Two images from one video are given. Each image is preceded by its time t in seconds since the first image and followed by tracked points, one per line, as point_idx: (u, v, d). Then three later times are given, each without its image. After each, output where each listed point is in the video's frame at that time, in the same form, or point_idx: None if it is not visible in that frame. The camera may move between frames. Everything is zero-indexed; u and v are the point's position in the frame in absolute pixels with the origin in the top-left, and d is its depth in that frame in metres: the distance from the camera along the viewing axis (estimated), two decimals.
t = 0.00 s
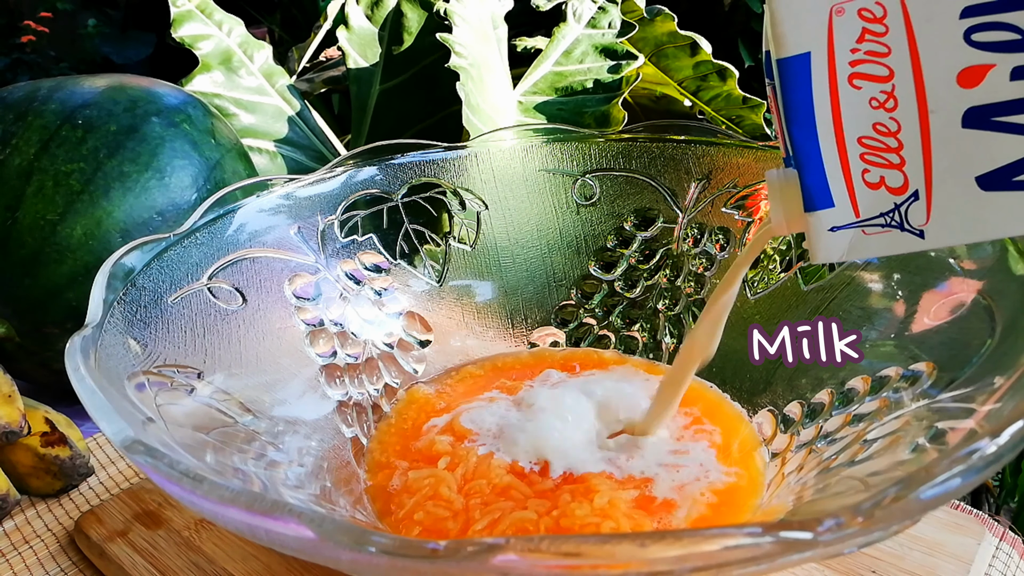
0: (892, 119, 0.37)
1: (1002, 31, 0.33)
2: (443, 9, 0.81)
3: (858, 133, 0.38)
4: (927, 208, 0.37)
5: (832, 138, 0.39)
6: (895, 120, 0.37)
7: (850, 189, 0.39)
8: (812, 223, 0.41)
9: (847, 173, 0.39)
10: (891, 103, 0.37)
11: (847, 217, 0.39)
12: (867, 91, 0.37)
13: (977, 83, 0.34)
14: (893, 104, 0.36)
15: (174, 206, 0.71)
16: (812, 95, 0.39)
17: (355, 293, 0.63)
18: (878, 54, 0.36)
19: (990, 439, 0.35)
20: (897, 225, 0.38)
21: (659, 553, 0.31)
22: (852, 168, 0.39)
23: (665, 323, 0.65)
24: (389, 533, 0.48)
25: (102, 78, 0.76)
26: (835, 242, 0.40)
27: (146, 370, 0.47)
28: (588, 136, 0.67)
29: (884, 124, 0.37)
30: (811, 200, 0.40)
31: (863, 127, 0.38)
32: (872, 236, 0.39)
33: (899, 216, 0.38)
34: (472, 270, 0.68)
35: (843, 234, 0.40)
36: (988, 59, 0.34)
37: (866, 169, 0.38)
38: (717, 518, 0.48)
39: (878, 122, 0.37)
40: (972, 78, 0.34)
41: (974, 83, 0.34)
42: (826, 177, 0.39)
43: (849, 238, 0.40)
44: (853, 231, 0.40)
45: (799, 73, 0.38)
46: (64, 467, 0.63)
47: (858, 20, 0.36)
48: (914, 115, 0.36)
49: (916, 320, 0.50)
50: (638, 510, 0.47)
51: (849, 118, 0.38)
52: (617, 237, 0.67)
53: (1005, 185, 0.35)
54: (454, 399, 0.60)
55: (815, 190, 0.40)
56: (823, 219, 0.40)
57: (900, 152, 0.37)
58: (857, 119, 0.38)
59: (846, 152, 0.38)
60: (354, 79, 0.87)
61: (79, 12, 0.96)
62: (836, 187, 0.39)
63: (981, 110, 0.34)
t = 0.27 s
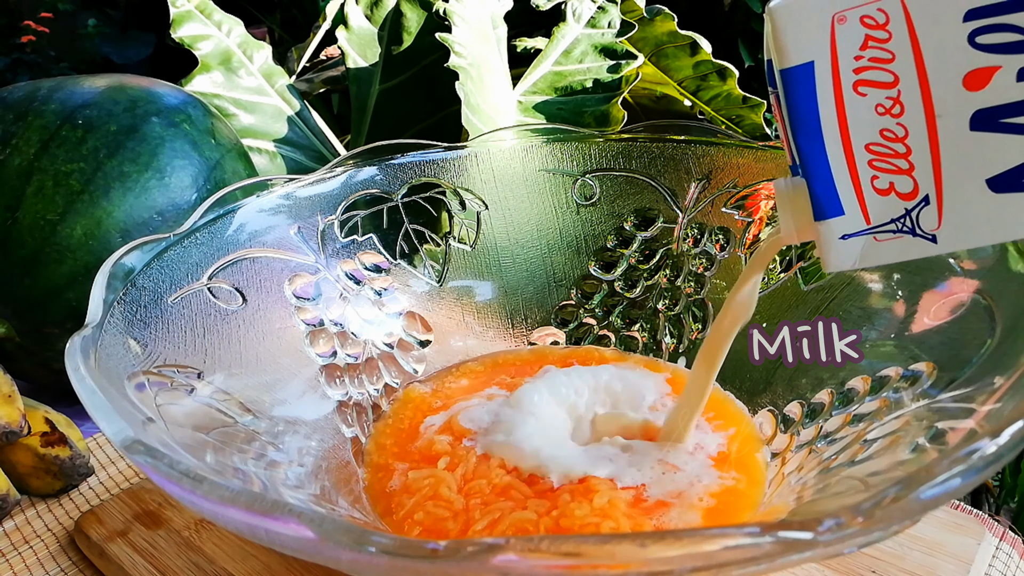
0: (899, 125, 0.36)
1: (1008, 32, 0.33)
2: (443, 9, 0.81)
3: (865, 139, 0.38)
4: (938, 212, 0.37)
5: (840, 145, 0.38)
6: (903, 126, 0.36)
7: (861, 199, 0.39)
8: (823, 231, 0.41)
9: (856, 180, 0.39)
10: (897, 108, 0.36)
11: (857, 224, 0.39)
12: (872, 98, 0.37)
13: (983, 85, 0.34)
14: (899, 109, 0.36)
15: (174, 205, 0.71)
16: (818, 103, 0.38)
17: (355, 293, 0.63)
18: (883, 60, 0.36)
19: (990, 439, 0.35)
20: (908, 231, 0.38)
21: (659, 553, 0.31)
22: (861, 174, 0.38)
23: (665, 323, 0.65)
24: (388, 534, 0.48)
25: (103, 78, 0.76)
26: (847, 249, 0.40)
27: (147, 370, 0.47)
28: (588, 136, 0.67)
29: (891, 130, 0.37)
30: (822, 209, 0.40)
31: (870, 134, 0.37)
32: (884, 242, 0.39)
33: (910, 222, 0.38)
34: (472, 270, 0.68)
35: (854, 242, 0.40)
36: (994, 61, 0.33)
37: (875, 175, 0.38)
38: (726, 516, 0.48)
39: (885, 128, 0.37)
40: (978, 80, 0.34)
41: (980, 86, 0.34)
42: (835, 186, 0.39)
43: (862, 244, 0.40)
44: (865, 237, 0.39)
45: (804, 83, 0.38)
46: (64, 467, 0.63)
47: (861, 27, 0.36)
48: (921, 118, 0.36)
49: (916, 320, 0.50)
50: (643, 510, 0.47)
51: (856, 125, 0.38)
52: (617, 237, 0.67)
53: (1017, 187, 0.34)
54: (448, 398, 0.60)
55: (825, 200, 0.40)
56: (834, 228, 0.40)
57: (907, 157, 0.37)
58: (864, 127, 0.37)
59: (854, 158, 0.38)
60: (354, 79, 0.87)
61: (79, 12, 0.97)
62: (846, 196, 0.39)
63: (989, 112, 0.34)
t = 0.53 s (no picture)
0: (894, 142, 0.36)
1: (999, 44, 0.32)
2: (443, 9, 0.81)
3: (862, 159, 0.37)
4: (940, 228, 0.36)
5: (836, 165, 0.38)
6: (898, 142, 0.36)
7: (860, 218, 0.38)
8: (823, 252, 0.40)
9: (855, 201, 0.38)
10: (891, 126, 0.36)
11: (859, 243, 0.39)
12: (865, 117, 0.37)
13: (976, 99, 0.33)
14: (894, 126, 0.36)
15: (174, 206, 0.71)
16: (811, 125, 0.38)
17: (355, 293, 0.64)
18: (873, 79, 0.36)
19: (990, 439, 0.35)
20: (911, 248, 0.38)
21: (658, 553, 0.31)
22: (859, 194, 0.38)
23: (665, 323, 0.65)
24: (388, 534, 0.48)
25: (102, 78, 0.76)
26: (849, 269, 0.40)
27: (147, 370, 0.47)
28: (588, 136, 0.67)
29: (887, 147, 0.36)
30: (821, 229, 0.40)
31: (866, 153, 0.37)
32: (886, 260, 0.39)
33: (911, 238, 0.37)
34: (471, 270, 0.68)
35: (855, 261, 0.39)
36: (986, 74, 0.33)
37: (873, 194, 0.37)
38: (726, 516, 0.47)
39: (880, 145, 0.37)
40: (972, 93, 0.34)
41: (973, 98, 0.34)
42: (834, 207, 0.39)
43: (864, 263, 0.39)
44: (866, 256, 0.39)
45: (794, 106, 0.38)
46: (65, 467, 0.63)
47: (849, 47, 0.36)
48: (917, 134, 0.35)
49: (916, 320, 0.50)
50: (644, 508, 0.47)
51: (851, 144, 0.37)
52: (617, 237, 0.67)
53: (1015, 198, 0.34)
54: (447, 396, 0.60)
55: (824, 220, 0.39)
56: (834, 248, 0.40)
57: (905, 173, 0.36)
58: (859, 147, 0.37)
59: (851, 178, 0.38)
60: (354, 79, 0.87)
61: (79, 13, 0.97)
62: (845, 216, 0.39)
63: (984, 125, 0.34)
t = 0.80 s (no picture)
0: (869, 156, 0.36)
1: (971, 57, 0.32)
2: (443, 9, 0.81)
3: (837, 174, 0.37)
4: (917, 241, 0.36)
5: (810, 180, 0.38)
6: (871, 157, 0.36)
7: (836, 231, 0.38)
8: (801, 267, 0.40)
9: (831, 216, 0.38)
10: (864, 140, 0.36)
11: (837, 258, 0.39)
12: (839, 132, 0.36)
13: (949, 112, 0.33)
14: (868, 141, 0.36)
15: (174, 206, 0.71)
16: (786, 143, 0.38)
17: (355, 293, 0.64)
18: (845, 93, 0.36)
19: (990, 439, 0.35)
20: (888, 262, 0.37)
21: (659, 552, 0.31)
22: (836, 209, 0.38)
23: (665, 323, 0.65)
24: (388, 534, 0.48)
25: (102, 78, 0.76)
26: (828, 283, 0.40)
27: (147, 370, 0.47)
28: (588, 136, 0.67)
29: (862, 162, 0.36)
30: (799, 244, 0.40)
31: (841, 168, 0.37)
32: (865, 274, 0.38)
33: (890, 251, 0.37)
34: (471, 270, 0.68)
35: (835, 276, 0.39)
36: (958, 87, 0.33)
37: (850, 209, 0.37)
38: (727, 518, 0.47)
39: (855, 160, 0.36)
40: (944, 107, 0.33)
41: (946, 112, 0.33)
42: (811, 222, 0.39)
43: (843, 277, 0.39)
44: (845, 270, 0.39)
45: (769, 124, 0.38)
46: (65, 467, 0.63)
47: (820, 63, 0.36)
48: (891, 148, 0.35)
49: (916, 320, 0.50)
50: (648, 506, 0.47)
51: (826, 160, 0.37)
52: (617, 237, 0.67)
53: (995, 210, 0.34)
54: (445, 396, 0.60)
55: (801, 235, 0.39)
56: (813, 262, 0.39)
57: (881, 187, 0.36)
58: (835, 163, 0.37)
59: (828, 194, 0.37)
60: (354, 79, 0.87)
61: (79, 13, 0.98)
62: (821, 231, 0.38)
63: (960, 137, 0.33)
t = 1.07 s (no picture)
0: (859, 167, 0.36)
1: (957, 65, 0.32)
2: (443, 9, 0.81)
3: (828, 184, 0.37)
4: (911, 249, 0.36)
5: (802, 193, 0.37)
6: (862, 166, 0.36)
7: (830, 241, 0.38)
8: (795, 278, 0.40)
9: (824, 226, 0.38)
10: (854, 151, 0.36)
11: (832, 267, 0.38)
12: (829, 143, 0.36)
13: (936, 121, 0.34)
14: (858, 151, 0.36)
15: (174, 206, 0.71)
16: (776, 155, 0.37)
17: (355, 293, 0.64)
18: (833, 106, 0.36)
19: (990, 440, 0.35)
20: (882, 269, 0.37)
21: (658, 552, 0.31)
22: (828, 219, 0.37)
23: (664, 323, 0.65)
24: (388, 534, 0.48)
25: (102, 78, 0.76)
26: (824, 293, 0.39)
27: (147, 370, 0.47)
28: (588, 136, 0.67)
29: (852, 171, 0.36)
30: (793, 255, 0.39)
31: (832, 179, 0.37)
32: (860, 282, 0.38)
33: (884, 259, 0.37)
34: (471, 270, 0.68)
35: (831, 286, 0.39)
36: (945, 95, 0.33)
37: (843, 219, 0.37)
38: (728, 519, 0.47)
39: (845, 170, 0.36)
40: (931, 115, 0.34)
41: (933, 120, 0.34)
42: (804, 232, 0.38)
43: (839, 286, 0.39)
44: (841, 279, 0.39)
45: (757, 138, 0.37)
46: (65, 467, 0.63)
47: (807, 77, 0.36)
48: (880, 158, 0.35)
49: (916, 320, 0.50)
50: (649, 507, 0.47)
51: (817, 172, 0.37)
52: (617, 237, 0.67)
53: (986, 215, 0.34)
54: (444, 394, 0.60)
55: (795, 245, 0.38)
56: (809, 274, 0.39)
57: (872, 197, 0.36)
58: (824, 174, 0.37)
59: (819, 205, 0.37)
60: (354, 79, 0.87)
61: (79, 13, 0.98)
62: (816, 241, 0.38)
63: (948, 145, 0.34)
